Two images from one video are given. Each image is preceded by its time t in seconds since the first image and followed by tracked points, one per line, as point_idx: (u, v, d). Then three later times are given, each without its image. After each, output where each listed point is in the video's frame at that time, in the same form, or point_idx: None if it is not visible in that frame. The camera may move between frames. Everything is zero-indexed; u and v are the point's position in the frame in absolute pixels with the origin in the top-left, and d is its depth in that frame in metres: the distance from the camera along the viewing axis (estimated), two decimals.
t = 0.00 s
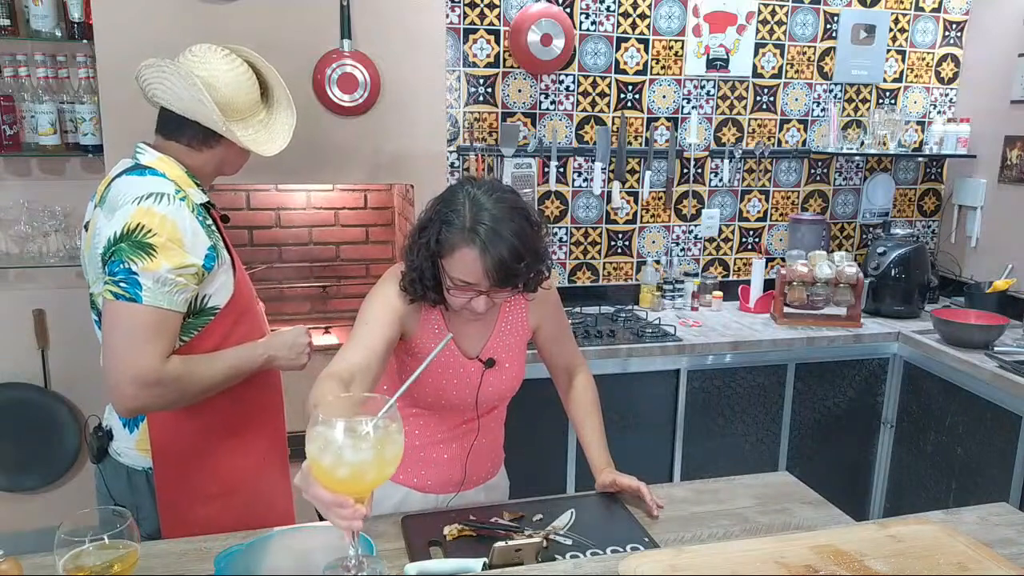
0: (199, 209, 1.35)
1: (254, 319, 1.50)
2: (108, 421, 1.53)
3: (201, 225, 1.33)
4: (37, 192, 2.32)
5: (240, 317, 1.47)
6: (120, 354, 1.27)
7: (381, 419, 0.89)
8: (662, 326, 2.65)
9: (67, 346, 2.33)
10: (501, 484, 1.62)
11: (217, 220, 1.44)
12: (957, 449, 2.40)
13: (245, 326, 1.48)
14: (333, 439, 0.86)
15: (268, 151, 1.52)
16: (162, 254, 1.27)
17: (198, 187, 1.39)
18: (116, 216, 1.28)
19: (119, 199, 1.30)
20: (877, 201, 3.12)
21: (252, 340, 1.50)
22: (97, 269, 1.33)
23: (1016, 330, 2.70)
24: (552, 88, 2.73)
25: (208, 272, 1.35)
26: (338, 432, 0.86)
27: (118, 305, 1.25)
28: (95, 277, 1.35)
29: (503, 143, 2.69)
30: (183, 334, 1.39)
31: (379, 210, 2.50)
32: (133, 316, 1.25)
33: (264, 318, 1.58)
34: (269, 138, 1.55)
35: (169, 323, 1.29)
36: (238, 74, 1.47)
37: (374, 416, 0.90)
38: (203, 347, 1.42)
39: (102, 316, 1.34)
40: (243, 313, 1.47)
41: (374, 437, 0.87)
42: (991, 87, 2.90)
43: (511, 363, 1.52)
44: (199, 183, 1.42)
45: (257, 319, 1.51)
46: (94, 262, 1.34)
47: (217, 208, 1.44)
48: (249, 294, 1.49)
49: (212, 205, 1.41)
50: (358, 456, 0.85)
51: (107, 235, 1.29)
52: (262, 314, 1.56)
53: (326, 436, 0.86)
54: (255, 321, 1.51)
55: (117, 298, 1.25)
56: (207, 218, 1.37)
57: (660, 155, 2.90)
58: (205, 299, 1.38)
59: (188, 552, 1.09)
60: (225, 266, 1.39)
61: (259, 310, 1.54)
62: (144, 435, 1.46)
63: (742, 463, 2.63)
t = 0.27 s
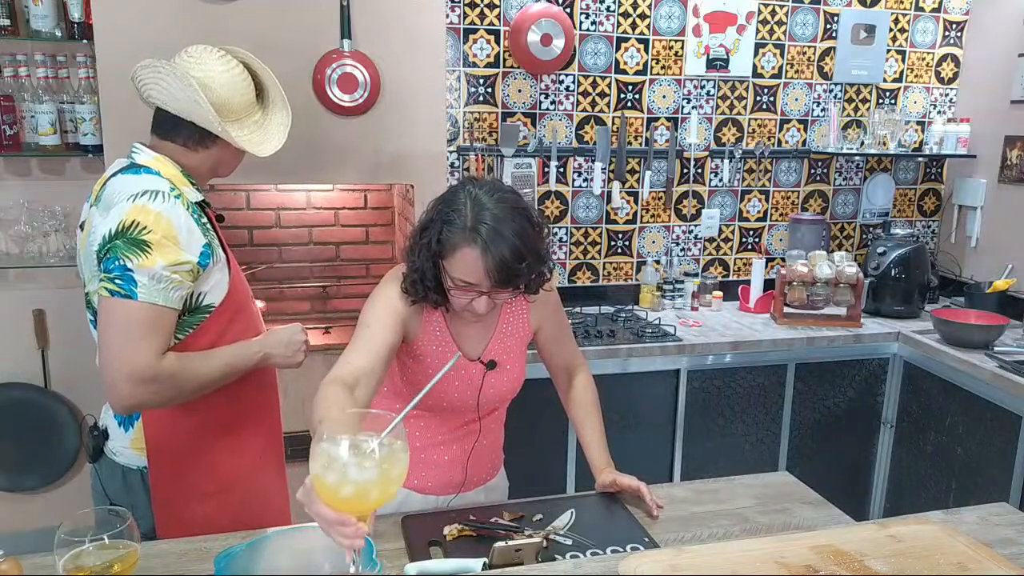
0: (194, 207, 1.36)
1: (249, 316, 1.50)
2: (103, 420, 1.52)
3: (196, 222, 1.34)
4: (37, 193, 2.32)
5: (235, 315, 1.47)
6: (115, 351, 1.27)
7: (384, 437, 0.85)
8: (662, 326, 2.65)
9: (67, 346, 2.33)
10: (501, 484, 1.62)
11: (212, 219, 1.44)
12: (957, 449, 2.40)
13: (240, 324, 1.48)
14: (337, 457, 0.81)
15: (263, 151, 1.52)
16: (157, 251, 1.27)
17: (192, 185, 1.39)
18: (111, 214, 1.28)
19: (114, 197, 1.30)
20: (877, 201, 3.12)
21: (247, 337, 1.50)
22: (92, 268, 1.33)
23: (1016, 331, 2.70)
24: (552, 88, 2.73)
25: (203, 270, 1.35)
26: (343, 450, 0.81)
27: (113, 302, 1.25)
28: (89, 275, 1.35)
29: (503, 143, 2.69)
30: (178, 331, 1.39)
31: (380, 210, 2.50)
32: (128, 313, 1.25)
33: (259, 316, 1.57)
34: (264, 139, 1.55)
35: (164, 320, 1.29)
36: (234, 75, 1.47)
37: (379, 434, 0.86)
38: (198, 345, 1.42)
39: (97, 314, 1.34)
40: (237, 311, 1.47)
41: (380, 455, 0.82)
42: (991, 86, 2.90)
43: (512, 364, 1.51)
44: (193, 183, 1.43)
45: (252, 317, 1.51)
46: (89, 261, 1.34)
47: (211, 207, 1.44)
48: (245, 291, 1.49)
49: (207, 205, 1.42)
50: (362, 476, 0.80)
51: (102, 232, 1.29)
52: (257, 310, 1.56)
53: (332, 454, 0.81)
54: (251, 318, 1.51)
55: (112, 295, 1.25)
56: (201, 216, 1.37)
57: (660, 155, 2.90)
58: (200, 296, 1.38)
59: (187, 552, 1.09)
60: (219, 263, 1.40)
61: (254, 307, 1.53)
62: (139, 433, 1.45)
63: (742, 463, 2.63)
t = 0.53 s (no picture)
0: (189, 206, 1.36)
1: (245, 315, 1.50)
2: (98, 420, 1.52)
3: (191, 221, 1.34)
4: (37, 193, 2.32)
5: (231, 315, 1.47)
6: (111, 351, 1.27)
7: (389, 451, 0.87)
8: (662, 326, 2.65)
9: (66, 346, 2.33)
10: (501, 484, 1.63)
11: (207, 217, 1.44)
12: (957, 449, 2.40)
13: (236, 322, 1.49)
14: (341, 472, 0.83)
15: (257, 149, 1.52)
16: (153, 250, 1.27)
17: (187, 185, 1.39)
18: (106, 213, 1.28)
19: (109, 197, 1.30)
20: (877, 201, 3.12)
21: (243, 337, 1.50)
22: (87, 268, 1.33)
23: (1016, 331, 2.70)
24: (552, 88, 2.73)
25: (198, 269, 1.35)
26: (347, 465, 0.84)
27: (109, 301, 1.25)
28: (85, 275, 1.35)
29: (503, 143, 2.69)
30: (174, 331, 1.39)
31: (379, 210, 2.50)
32: (124, 312, 1.25)
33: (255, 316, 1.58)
34: (258, 138, 1.55)
35: (160, 320, 1.29)
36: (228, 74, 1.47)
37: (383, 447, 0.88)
38: (194, 344, 1.42)
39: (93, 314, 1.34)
40: (233, 310, 1.47)
41: (384, 470, 0.84)
42: (991, 86, 2.90)
43: (514, 366, 1.52)
44: (188, 183, 1.43)
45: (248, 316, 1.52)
46: (84, 261, 1.34)
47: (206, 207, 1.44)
48: (240, 291, 1.49)
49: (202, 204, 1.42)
50: (365, 489, 0.82)
51: (98, 232, 1.29)
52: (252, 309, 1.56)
53: (335, 470, 0.84)
54: (246, 318, 1.51)
55: (108, 294, 1.25)
56: (197, 215, 1.37)
57: (660, 155, 2.90)
58: (196, 295, 1.38)
59: (188, 552, 1.09)
60: (215, 262, 1.40)
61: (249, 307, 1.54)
62: (135, 432, 1.45)
63: (741, 463, 2.63)
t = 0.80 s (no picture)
0: (187, 207, 1.36)
1: (242, 314, 1.51)
2: (94, 420, 1.51)
3: (188, 222, 1.34)
4: (37, 193, 2.32)
5: (228, 314, 1.47)
6: (108, 351, 1.27)
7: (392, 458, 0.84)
8: (662, 326, 2.65)
9: (67, 346, 2.33)
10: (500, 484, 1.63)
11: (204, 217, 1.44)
12: (957, 449, 2.40)
13: (234, 322, 1.49)
14: (343, 483, 0.81)
15: (254, 149, 1.52)
16: (151, 251, 1.27)
17: (184, 185, 1.39)
18: (104, 214, 1.28)
19: (107, 198, 1.30)
20: (877, 201, 3.12)
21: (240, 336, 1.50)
22: (85, 268, 1.33)
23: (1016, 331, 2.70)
24: (552, 88, 2.73)
25: (196, 269, 1.35)
26: (349, 475, 0.82)
27: (107, 302, 1.25)
28: (82, 276, 1.35)
29: (503, 143, 2.69)
30: (171, 331, 1.39)
31: (379, 210, 2.50)
32: (122, 313, 1.25)
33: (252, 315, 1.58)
34: (255, 138, 1.55)
35: (157, 320, 1.29)
36: (226, 75, 1.47)
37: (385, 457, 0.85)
38: (191, 345, 1.42)
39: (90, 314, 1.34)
40: (231, 310, 1.47)
41: (386, 479, 0.82)
42: (991, 87, 2.90)
43: (516, 367, 1.52)
44: (185, 183, 1.42)
45: (245, 315, 1.52)
46: (81, 261, 1.34)
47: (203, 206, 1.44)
48: (237, 290, 1.49)
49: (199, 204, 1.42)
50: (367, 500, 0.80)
51: (95, 233, 1.29)
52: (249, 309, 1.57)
53: (337, 480, 0.81)
54: (243, 317, 1.51)
55: (106, 295, 1.25)
56: (194, 216, 1.37)
57: (660, 155, 2.90)
58: (193, 296, 1.38)
59: (188, 552, 1.09)
60: (212, 262, 1.40)
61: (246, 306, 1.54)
62: (132, 432, 1.45)
63: (741, 464, 2.63)
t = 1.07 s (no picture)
0: (182, 207, 1.36)
1: (238, 314, 1.51)
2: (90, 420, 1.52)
3: (184, 222, 1.34)
4: (37, 193, 2.32)
5: (226, 314, 1.47)
6: (103, 351, 1.27)
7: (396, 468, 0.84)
8: (662, 326, 2.65)
9: (67, 346, 2.33)
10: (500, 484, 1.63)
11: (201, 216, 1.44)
12: (957, 449, 2.40)
13: (232, 322, 1.49)
14: (343, 492, 0.81)
15: (250, 149, 1.52)
16: (146, 251, 1.27)
17: (180, 185, 1.39)
18: (99, 214, 1.28)
19: (102, 197, 1.30)
20: (877, 201, 3.12)
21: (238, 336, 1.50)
22: (80, 268, 1.33)
23: (1016, 331, 2.70)
24: (552, 88, 2.73)
25: (192, 269, 1.35)
26: (349, 484, 0.81)
27: (102, 302, 1.25)
28: (77, 275, 1.35)
29: (503, 143, 2.69)
30: (166, 331, 1.39)
31: (379, 210, 2.50)
32: (117, 312, 1.26)
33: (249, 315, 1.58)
34: (251, 138, 1.55)
35: (153, 320, 1.30)
36: (223, 75, 1.47)
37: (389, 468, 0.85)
38: (187, 345, 1.42)
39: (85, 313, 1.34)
40: (228, 310, 1.48)
41: (386, 489, 0.81)
42: (991, 86, 2.90)
43: (517, 368, 1.51)
44: (181, 183, 1.42)
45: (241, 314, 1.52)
46: (76, 261, 1.34)
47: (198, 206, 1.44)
48: (234, 290, 1.49)
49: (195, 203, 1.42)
50: (366, 510, 0.79)
51: (90, 232, 1.29)
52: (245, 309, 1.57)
53: (337, 490, 0.81)
54: (240, 317, 1.51)
55: (101, 295, 1.25)
56: (189, 215, 1.37)
57: (660, 155, 2.90)
58: (189, 296, 1.38)
59: (187, 552, 1.09)
60: (208, 261, 1.40)
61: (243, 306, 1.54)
62: (128, 432, 1.45)
63: (741, 464, 2.63)
